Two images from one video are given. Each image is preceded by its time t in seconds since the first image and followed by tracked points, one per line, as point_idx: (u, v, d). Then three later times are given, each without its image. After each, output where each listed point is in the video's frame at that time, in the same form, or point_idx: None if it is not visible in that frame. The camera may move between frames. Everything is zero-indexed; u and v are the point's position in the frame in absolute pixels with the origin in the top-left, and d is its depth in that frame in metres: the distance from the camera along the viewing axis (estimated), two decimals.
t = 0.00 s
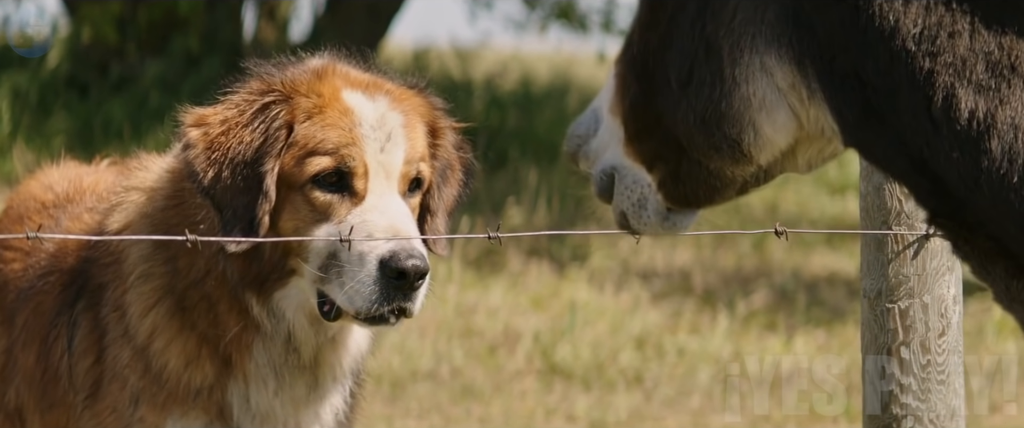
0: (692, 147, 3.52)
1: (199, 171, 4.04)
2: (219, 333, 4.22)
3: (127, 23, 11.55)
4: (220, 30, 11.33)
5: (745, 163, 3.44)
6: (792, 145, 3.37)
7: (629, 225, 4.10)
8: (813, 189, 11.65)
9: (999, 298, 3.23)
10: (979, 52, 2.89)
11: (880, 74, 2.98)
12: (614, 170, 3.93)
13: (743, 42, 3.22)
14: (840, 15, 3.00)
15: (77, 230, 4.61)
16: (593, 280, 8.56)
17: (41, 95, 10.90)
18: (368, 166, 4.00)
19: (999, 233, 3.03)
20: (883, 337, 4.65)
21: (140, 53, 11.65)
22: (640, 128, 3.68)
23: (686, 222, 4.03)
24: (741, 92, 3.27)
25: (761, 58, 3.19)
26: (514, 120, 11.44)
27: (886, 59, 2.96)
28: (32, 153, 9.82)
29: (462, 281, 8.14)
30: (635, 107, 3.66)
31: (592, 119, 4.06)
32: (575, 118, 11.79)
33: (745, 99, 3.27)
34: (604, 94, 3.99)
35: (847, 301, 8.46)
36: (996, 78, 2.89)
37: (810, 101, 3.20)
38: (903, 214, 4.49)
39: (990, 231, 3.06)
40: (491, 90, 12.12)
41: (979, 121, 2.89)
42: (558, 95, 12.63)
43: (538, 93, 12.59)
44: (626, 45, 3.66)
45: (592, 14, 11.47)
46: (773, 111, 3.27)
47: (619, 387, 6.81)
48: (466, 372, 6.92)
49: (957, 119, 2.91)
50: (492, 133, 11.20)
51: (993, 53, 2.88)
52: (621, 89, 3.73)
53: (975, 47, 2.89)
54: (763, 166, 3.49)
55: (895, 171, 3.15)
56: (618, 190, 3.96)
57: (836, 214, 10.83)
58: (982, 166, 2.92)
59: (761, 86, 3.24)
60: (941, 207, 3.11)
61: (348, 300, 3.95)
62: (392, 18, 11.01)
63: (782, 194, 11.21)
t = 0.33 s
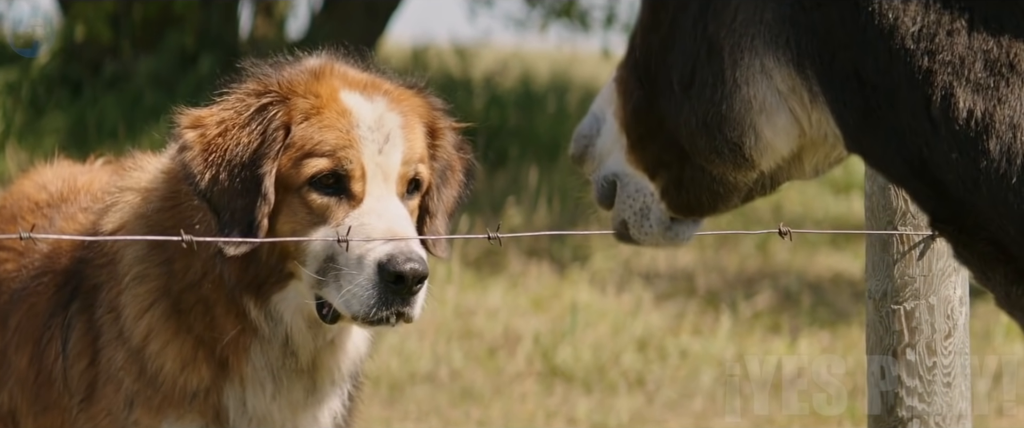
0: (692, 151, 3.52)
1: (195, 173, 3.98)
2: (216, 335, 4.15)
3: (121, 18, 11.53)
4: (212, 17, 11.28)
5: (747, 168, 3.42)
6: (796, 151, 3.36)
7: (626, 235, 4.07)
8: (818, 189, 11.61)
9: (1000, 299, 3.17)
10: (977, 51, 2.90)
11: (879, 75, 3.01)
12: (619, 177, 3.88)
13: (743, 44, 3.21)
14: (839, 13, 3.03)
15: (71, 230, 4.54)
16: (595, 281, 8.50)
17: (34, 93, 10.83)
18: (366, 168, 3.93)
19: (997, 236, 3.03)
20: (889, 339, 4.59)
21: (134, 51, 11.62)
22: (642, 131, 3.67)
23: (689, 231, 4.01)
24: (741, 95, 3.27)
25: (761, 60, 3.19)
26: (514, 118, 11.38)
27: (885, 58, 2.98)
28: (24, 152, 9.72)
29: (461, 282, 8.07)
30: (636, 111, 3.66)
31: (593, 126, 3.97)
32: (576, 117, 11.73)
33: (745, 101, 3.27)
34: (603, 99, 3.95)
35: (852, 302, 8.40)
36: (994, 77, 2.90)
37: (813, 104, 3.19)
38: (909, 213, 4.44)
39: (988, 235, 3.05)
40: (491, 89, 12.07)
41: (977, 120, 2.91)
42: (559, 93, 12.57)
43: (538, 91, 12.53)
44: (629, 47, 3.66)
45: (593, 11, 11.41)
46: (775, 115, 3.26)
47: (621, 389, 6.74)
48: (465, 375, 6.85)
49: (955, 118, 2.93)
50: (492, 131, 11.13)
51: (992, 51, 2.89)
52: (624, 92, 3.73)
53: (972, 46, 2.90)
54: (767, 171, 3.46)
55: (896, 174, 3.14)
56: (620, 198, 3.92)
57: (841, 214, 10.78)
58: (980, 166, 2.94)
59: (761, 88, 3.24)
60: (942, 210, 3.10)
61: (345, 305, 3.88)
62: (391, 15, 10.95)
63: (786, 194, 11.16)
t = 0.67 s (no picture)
0: (691, 147, 3.46)
1: (190, 175, 3.92)
2: (212, 338, 4.08)
3: (115, 14, 11.49)
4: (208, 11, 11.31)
5: (747, 163, 3.37)
6: (796, 146, 3.30)
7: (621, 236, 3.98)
8: (822, 188, 11.57)
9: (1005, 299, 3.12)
10: (978, 50, 2.81)
11: (882, 71, 2.92)
12: (620, 173, 3.77)
13: (745, 38, 3.15)
14: (842, 8, 2.94)
15: (65, 229, 4.48)
16: (596, 282, 8.44)
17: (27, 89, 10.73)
18: (361, 171, 3.86)
19: (999, 236, 2.96)
20: (894, 341, 4.52)
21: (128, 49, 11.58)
22: (641, 127, 3.59)
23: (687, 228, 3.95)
24: (742, 89, 3.20)
25: (764, 53, 3.12)
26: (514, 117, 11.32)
27: (887, 55, 2.89)
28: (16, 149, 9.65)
29: (461, 283, 8.01)
30: (634, 106, 3.60)
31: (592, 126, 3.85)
32: (577, 116, 11.67)
33: (746, 96, 3.21)
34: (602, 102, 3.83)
35: (856, 303, 8.33)
36: (996, 76, 2.81)
37: (815, 99, 3.12)
38: (915, 213, 4.36)
39: (990, 235, 2.98)
40: (491, 88, 12.01)
41: (979, 121, 2.82)
42: (560, 92, 12.52)
43: (538, 89, 12.47)
44: (626, 43, 3.59)
45: (594, 6, 11.33)
46: (776, 109, 3.20)
47: (622, 392, 6.67)
48: (464, 377, 6.78)
49: (956, 118, 2.84)
50: (492, 130, 11.07)
51: (994, 49, 2.80)
52: (620, 88, 3.65)
53: (973, 44, 2.81)
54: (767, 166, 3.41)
55: (899, 170, 3.06)
56: (620, 195, 3.83)
57: (845, 214, 10.73)
58: (983, 166, 2.85)
59: (763, 82, 3.17)
60: (945, 209, 3.02)
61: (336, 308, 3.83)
62: (390, 13, 10.91)
63: (790, 194, 11.11)
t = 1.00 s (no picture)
0: (680, 149, 3.40)
1: (184, 176, 3.85)
2: (210, 340, 4.02)
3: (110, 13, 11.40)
4: (207, 15, 11.08)
5: (734, 167, 3.33)
6: (784, 149, 3.26)
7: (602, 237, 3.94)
8: (827, 188, 11.52)
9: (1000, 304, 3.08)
10: (972, 55, 2.76)
11: (873, 74, 2.88)
12: (598, 174, 3.75)
13: (737, 38, 3.08)
14: (833, 9, 2.90)
15: (58, 230, 4.40)
16: (597, 283, 8.38)
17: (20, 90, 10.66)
18: (357, 170, 3.79)
19: (996, 240, 2.93)
20: (901, 343, 4.47)
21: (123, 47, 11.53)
22: (621, 126, 3.58)
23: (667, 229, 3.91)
24: (733, 90, 3.14)
25: (755, 54, 3.06)
26: (514, 115, 11.26)
27: (880, 58, 2.85)
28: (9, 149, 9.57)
29: (460, 284, 7.95)
30: (622, 103, 3.55)
31: (566, 128, 3.85)
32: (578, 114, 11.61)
33: (734, 97, 3.15)
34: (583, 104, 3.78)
35: (860, 305, 8.27)
36: (994, 80, 2.76)
37: (806, 101, 3.07)
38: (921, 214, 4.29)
39: (988, 240, 2.95)
40: (490, 86, 11.95)
41: (979, 127, 2.77)
42: (561, 90, 12.45)
43: (539, 87, 12.40)
44: (609, 44, 3.54)
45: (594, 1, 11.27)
46: (765, 111, 3.14)
47: (624, 395, 6.61)
48: (463, 379, 6.72)
49: (955, 125, 2.79)
50: (492, 128, 11.01)
51: (990, 51, 2.75)
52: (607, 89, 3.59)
53: (969, 46, 2.76)
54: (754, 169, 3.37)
55: (890, 174, 3.03)
56: (597, 196, 3.80)
57: (850, 214, 10.68)
58: (985, 172, 2.80)
59: (754, 83, 3.10)
60: (940, 215, 2.99)
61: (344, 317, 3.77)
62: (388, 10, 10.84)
63: (794, 194, 11.06)
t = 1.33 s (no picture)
0: (659, 172, 2.33)
1: (180, 179, 3.83)
2: (207, 343, 3.95)
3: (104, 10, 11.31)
4: (204, 13, 11.21)
5: (719, 190, 2.32)
6: (774, 167, 2.30)
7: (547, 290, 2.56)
8: (831, 188, 11.46)
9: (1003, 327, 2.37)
10: (971, 51, 2.05)
11: (882, 79, 2.07)
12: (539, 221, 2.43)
13: (711, 34, 2.16)
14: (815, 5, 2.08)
15: (53, 230, 4.34)
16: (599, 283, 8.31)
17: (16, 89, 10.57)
18: (352, 169, 3.71)
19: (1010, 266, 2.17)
20: (907, 344, 4.40)
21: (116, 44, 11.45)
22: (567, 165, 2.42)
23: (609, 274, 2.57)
24: (704, 109, 2.20)
25: (732, 58, 2.15)
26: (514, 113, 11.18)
27: (867, 64, 2.07)
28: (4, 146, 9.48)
29: (459, 286, 7.89)
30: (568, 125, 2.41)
31: (499, 148, 2.47)
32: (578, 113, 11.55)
33: (707, 114, 2.20)
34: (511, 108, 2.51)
35: (865, 306, 8.20)
36: (986, 83, 2.05)
37: (796, 114, 2.18)
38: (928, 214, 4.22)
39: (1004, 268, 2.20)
40: (490, 84, 11.89)
41: (971, 135, 2.06)
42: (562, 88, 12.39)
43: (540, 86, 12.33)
44: (555, 31, 2.46)
45: None
46: (749, 129, 2.20)
47: (626, 397, 6.53)
48: (462, 382, 6.65)
49: (968, 147, 2.06)
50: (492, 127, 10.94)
51: (980, 54, 2.05)
52: (539, 98, 2.46)
53: (967, 44, 2.05)
54: (754, 185, 2.37)
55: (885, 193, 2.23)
56: (539, 249, 2.46)
57: (855, 214, 10.62)
58: (975, 202, 2.10)
59: (736, 96, 2.17)
60: (933, 227, 2.21)
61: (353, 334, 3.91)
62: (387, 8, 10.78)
63: (798, 195, 11.00)
